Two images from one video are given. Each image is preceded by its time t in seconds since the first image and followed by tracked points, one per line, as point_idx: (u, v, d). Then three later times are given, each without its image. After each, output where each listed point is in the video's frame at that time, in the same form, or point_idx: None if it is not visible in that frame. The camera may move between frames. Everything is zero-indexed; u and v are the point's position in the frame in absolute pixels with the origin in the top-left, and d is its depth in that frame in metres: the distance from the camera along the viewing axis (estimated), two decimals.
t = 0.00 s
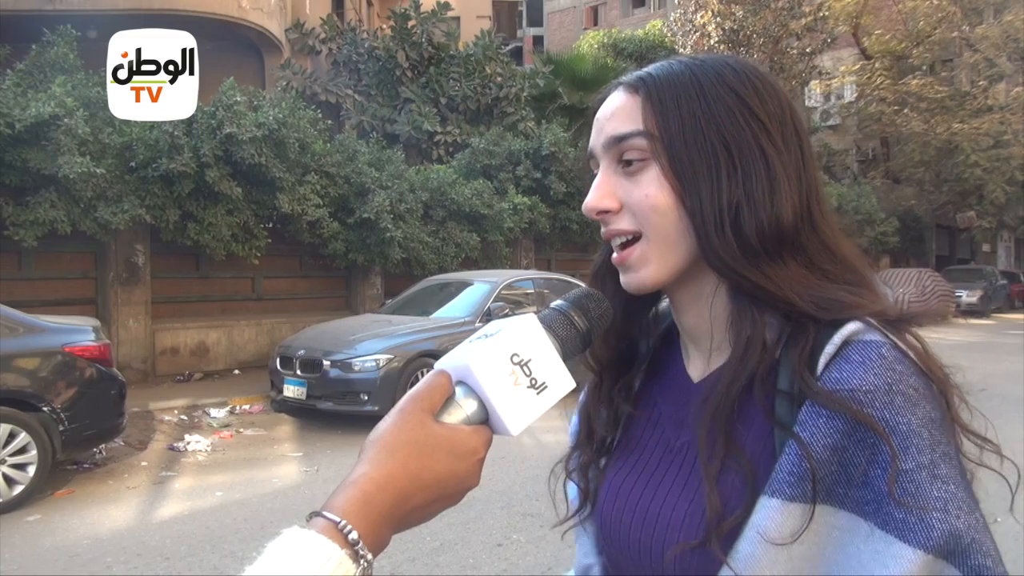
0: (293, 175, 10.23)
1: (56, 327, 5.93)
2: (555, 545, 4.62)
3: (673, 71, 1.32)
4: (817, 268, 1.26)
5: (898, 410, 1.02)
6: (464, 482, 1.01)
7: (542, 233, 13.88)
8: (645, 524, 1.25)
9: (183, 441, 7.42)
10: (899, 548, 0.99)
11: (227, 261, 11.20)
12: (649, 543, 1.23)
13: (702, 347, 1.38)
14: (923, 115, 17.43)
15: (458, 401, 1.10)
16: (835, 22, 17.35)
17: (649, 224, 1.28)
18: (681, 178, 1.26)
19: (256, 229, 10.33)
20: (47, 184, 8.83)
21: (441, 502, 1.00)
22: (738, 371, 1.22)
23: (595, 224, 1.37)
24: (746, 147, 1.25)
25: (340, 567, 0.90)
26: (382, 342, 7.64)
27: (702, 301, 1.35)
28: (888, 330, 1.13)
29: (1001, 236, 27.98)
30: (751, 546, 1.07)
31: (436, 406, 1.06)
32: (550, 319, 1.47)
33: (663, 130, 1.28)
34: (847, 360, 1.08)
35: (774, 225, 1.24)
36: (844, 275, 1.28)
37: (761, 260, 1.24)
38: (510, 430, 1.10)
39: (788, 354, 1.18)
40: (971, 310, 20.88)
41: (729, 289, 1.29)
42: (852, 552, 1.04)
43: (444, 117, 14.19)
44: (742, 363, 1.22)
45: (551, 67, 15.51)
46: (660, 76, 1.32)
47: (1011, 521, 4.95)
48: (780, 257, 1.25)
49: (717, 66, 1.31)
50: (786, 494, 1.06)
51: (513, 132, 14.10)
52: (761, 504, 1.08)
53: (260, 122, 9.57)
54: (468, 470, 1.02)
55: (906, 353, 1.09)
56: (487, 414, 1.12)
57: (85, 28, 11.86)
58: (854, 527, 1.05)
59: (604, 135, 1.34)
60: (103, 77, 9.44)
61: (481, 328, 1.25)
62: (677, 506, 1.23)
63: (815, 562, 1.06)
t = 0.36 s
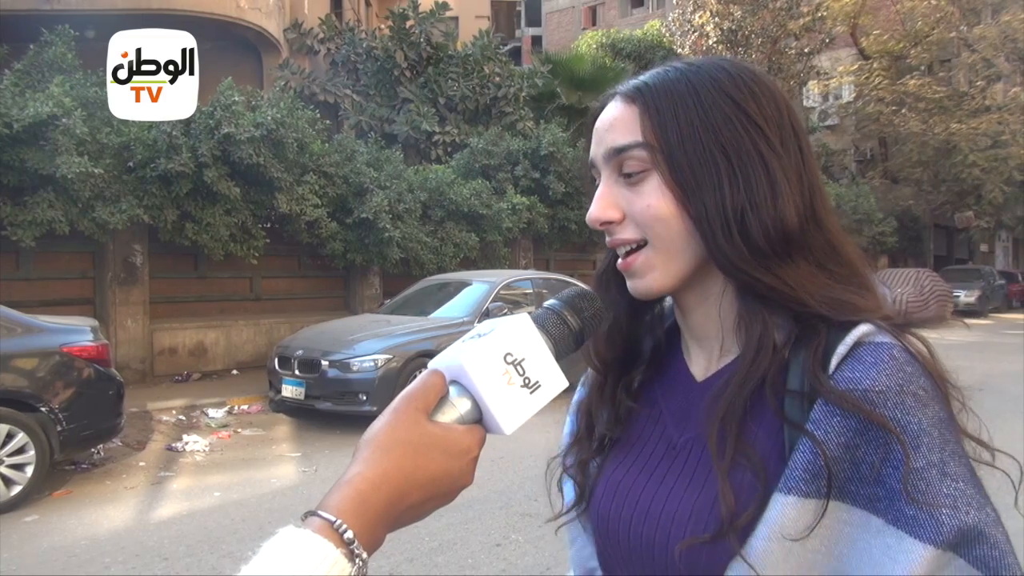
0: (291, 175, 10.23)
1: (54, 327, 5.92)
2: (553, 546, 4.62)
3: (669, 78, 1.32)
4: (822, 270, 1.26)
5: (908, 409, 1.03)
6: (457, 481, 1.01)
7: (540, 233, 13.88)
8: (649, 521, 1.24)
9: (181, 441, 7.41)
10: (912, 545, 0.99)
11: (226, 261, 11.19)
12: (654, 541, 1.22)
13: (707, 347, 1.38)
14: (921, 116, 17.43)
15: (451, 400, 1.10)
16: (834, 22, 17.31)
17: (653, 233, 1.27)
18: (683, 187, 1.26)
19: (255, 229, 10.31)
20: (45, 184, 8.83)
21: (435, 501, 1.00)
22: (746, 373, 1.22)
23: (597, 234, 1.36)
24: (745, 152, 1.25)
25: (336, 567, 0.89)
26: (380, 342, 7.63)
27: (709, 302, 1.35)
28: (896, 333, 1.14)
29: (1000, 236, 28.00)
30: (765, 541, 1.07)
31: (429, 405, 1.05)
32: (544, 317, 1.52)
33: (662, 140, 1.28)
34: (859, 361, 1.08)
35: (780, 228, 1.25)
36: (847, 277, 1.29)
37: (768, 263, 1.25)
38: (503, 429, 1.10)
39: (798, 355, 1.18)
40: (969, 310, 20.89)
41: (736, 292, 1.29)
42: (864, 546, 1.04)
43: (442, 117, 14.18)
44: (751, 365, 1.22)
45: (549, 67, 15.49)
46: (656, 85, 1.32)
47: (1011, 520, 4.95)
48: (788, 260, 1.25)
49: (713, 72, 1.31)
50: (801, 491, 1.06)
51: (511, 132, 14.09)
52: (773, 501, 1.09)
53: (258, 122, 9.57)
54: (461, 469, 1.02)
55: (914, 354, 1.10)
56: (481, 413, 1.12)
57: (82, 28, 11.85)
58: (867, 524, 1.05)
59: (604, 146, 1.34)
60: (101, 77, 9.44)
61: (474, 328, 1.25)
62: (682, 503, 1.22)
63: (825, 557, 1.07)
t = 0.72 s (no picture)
0: (288, 174, 10.23)
1: (51, 327, 5.91)
2: (550, 546, 4.62)
3: (689, 77, 1.32)
4: (821, 270, 1.27)
5: (902, 408, 1.03)
6: (447, 481, 1.01)
7: (538, 233, 13.89)
8: (643, 517, 1.24)
9: (177, 440, 7.40)
10: (901, 542, 0.99)
11: (223, 260, 11.18)
12: (649, 537, 1.22)
13: (704, 347, 1.38)
14: (919, 116, 17.44)
15: (442, 401, 1.10)
16: (831, 23, 17.25)
17: (672, 226, 1.27)
18: (702, 183, 1.26)
19: (252, 229, 10.29)
20: (42, 183, 8.81)
21: (425, 501, 1.00)
22: (742, 371, 1.22)
23: (611, 228, 1.35)
24: (763, 154, 1.26)
25: (327, 565, 0.89)
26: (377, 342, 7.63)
27: (712, 300, 1.34)
28: (890, 333, 1.13)
29: (997, 237, 28.04)
30: (757, 537, 1.08)
31: (421, 405, 1.05)
32: (534, 319, 1.56)
33: (686, 136, 1.27)
34: (852, 360, 1.08)
35: (783, 228, 1.25)
36: (844, 277, 1.29)
37: (774, 264, 1.25)
38: (493, 430, 1.11)
39: (794, 353, 1.18)
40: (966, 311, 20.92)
41: (740, 290, 1.29)
42: (857, 542, 1.04)
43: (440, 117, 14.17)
44: (751, 362, 1.22)
45: (547, 67, 15.43)
46: (677, 81, 1.32)
47: (1008, 522, 4.96)
48: (790, 260, 1.26)
49: (729, 74, 1.31)
50: (793, 488, 1.07)
51: (509, 132, 14.09)
52: (768, 499, 1.09)
53: (256, 121, 9.56)
54: (450, 469, 1.02)
55: (907, 355, 1.09)
56: (471, 414, 1.12)
57: (80, 27, 11.82)
58: (860, 521, 1.05)
59: (621, 140, 1.33)
60: (99, 76, 9.43)
61: (465, 329, 1.26)
62: (678, 498, 1.22)
63: (817, 553, 1.07)
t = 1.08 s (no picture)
0: (287, 174, 10.23)
1: (50, 327, 5.91)
2: (548, 545, 4.63)
3: (686, 77, 1.31)
4: (820, 269, 1.27)
5: (904, 400, 1.04)
6: (450, 482, 1.01)
7: (537, 233, 13.90)
8: (646, 517, 1.24)
9: (176, 440, 7.40)
10: (908, 533, 0.99)
11: (222, 260, 11.18)
12: (650, 535, 1.22)
13: (705, 346, 1.37)
14: (917, 117, 17.45)
15: (446, 402, 1.09)
16: (830, 24, 17.23)
17: (676, 228, 1.25)
18: (705, 185, 1.26)
19: (251, 229, 10.28)
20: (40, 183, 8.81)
21: (427, 502, 1.00)
22: (745, 369, 1.22)
23: (612, 233, 1.32)
24: (764, 155, 1.27)
25: (330, 565, 0.89)
26: (376, 342, 7.63)
27: (714, 301, 1.34)
28: (890, 328, 1.14)
29: (995, 237, 28.08)
30: (767, 533, 1.05)
31: (425, 406, 1.05)
32: (538, 323, 1.48)
33: (687, 138, 1.27)
34: (854, 354, 1.09)
35: (783, 228, 1.26)
36: (844, 275, 1.29)
37: (776, 265, 1.26)
38: (497, 432, 1.10)
39: (795, 350, 1.18)
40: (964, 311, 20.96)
41: (742, 292, 1.29)
42: (863, 537, 1.04)
43: (439, 117, 14.18)
44: (752, 360, 1.22)
45: (546, 67, 15.44)
46: (675, 82, 1.31)
47: (1006, 521, 4.97)
48: (790, 260, 1.26)
49: (724, 75, 1.32)
50: (801, 481, 1.05)
51: (507, 132, 14.09)
52: (774, 492, 1.07)
53: (255, 121, 9.56)
54: (454, 470, 1.02)
55: (907, 349, 1.11)
56: (474, 415, 1.12)
57: (78, 27, 11.82)
58: (867, 514, 1.04)
59: (623, 145, 1.30)
60: (98, 76, 9.43)
61: (470, 331, 1.25)
62: (680, 497, 1.22)
63: (823, 549, 1.05)
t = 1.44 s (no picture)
0: (287, 174, 10.24)
1: (49, 327, 5.92)
2: (548, 546, 4.63)
3: (694, 76, 1.30)
4: (826, 273, 1.27)
5: (911, 409, 1.04)
6: (454, 485, 1.00)
7: (537, 233, 13.90)
8: (646, 520, 1.23)
9: (176, 440, 7.40)
10: (911, 543, 0.99)
11: (222, 260, 11.18)
12: (651, 537, 1.22)
13: (707, 346, 1.37)
14: (918, 117, 17.43)
15: (450, 406, 1.09)
16: (830, 24, 17.22)
17: (680, 235, 1.26)
18: (710, 190, 1.25)
19: (251, 229, 10.27)
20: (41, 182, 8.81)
21: (433, 506, 1.00)
22: (752, 372, 1.21)
23: (618, 236, 1.33)
24: (772, 157, 1.26)
25: (334, 566, 0.90)
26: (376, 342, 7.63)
27: (719, 305, 1.34)
28: (899, 334, 1.15)
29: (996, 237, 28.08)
30: (766, 537, 1.06)
31: (430, 410, 1.05)
32: (543, 327, 1.65)
33: (693, 142, 1.26)
34: (862, 360, 1.09)
35: (789, 232, 1.26)
36: (851, 279, 1.29)
37: (782, 270, 1.26)
38: (502, 436, 1.10)
39: (802, 354, 1.18)
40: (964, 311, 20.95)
41: (747, 297, 1.29)
42: (863, 545, 1.04)
43: (439, 117, 14.18)
44: (758, 364, 1.22)
45: (546, 67, 15.44)
46: (680, 82, 1.30)
47: (1007, 522, 4.98)
48: (797, 264, 1.27)
49: (732, 73, 1.30)
50: (803, 486, 1.06)
51: (508, 132, 14.09)
52: (776, 496, 1.07)
53: (255, 121, 9.57)
54: (459, 474, 1.01)
55: (916, 356, 1.11)
56: (478, 419, 1.11)
57: (78, 27, 11.81)
58: (867, 523, 1.04)
59: (627, 147, 1.30)
60: (98, 76, 9.44)
61: (474, 335, 1.24)
62: (682, 498, 1.22)
63: (827, 554, 1.06)
